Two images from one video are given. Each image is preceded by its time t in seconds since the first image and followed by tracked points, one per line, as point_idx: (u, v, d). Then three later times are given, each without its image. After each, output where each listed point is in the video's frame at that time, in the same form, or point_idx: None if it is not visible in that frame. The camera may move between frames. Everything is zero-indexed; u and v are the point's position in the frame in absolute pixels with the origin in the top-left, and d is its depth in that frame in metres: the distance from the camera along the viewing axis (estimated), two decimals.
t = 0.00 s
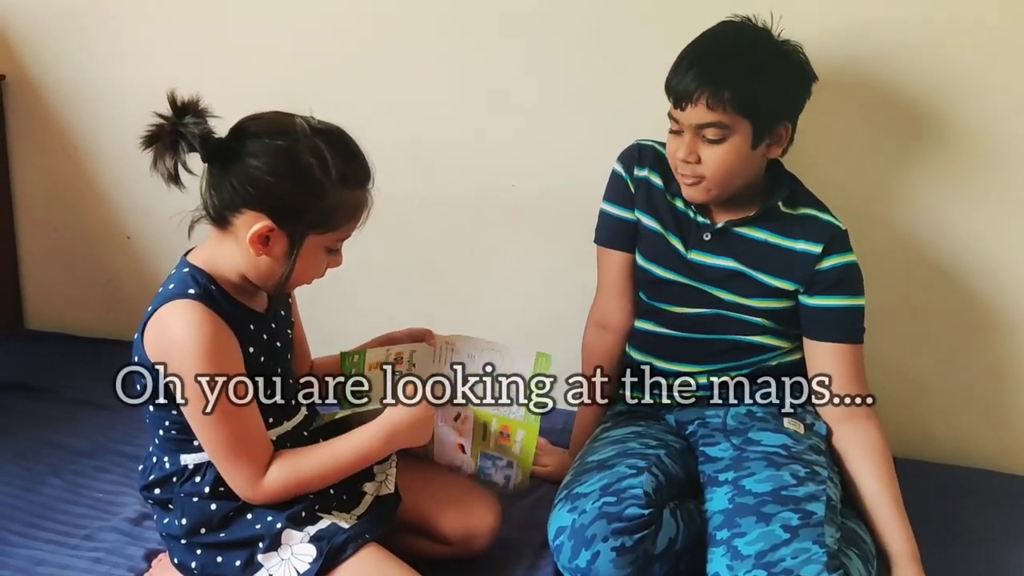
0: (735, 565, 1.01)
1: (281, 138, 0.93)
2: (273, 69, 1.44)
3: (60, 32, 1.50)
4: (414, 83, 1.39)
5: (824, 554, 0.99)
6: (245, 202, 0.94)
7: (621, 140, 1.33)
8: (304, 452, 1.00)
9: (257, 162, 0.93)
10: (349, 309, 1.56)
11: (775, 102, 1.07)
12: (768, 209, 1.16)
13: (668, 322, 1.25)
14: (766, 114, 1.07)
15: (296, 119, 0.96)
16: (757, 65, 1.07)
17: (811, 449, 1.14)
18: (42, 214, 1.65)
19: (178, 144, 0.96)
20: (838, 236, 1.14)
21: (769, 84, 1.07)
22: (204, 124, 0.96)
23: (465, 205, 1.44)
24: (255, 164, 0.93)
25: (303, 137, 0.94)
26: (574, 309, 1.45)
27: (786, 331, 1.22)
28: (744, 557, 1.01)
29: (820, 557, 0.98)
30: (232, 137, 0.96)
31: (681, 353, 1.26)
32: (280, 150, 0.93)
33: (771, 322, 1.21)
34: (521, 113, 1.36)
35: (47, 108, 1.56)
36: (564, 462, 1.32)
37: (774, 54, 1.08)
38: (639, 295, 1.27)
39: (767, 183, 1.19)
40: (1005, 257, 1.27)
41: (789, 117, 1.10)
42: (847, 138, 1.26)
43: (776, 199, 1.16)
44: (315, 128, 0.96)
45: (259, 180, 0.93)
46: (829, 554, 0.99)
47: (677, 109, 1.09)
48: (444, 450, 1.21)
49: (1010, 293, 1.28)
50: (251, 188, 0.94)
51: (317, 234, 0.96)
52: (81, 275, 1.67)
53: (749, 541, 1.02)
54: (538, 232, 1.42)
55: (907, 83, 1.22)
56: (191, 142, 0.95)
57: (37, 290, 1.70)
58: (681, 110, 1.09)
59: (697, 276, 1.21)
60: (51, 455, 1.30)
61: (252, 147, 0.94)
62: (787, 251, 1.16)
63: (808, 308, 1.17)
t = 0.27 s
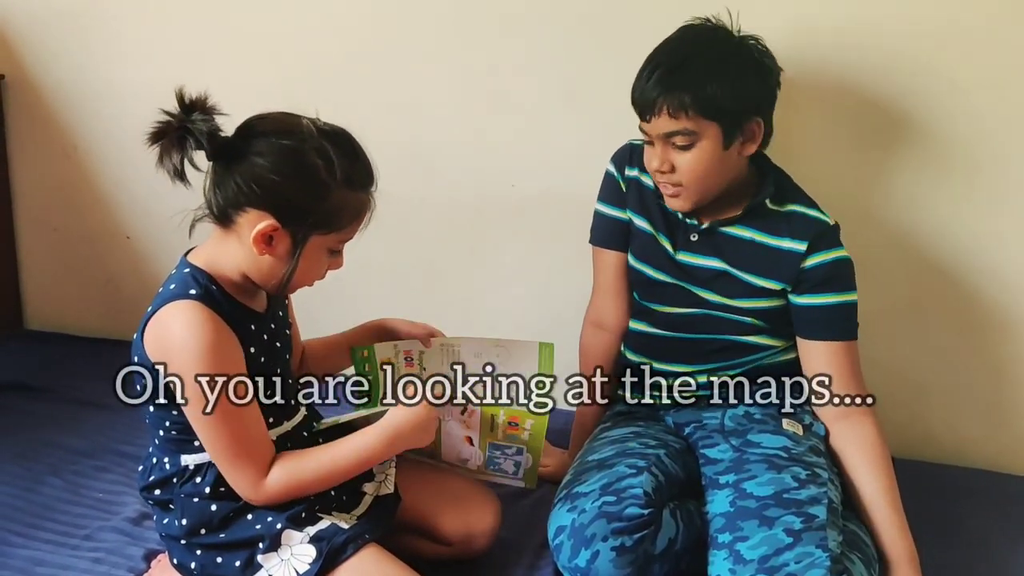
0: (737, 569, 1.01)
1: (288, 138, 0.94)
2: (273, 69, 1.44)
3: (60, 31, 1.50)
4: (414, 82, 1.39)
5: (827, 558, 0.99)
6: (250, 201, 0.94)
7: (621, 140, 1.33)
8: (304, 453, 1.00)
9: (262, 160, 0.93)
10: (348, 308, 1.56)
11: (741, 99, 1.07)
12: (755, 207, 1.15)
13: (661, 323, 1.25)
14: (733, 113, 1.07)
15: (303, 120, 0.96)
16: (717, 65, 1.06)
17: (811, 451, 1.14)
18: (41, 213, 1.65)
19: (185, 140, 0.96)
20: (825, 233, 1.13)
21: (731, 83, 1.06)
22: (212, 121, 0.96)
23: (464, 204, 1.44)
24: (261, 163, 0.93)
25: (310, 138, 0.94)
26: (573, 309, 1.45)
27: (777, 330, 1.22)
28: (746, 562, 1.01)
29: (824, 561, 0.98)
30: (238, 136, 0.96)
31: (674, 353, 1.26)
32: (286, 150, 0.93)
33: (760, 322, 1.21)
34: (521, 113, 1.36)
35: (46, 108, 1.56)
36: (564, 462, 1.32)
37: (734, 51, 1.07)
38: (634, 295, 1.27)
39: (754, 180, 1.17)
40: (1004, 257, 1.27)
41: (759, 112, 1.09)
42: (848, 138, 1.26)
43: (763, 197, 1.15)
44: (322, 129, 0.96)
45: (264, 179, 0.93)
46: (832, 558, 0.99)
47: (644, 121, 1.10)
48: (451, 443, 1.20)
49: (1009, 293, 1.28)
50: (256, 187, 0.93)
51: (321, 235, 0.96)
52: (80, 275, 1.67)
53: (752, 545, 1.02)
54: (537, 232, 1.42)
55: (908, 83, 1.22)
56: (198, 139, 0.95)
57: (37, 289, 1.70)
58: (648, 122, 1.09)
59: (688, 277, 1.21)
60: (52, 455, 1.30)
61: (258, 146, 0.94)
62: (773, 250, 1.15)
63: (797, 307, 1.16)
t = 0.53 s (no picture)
0: (731, 569, 1.01)
1: (291, 132, 0.94)
2: (272, 69, 1.44)
3: (59, 32, 1.50)
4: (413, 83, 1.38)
5: (820, 555, 0.99)
6: (251, 195, 0.94)
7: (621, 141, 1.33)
8: (296, 453, 0.98)
9: (266, 153, 0.93)
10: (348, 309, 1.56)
11: (700, 113, 1.06)
12: (739, 208, 1.14)
13: (654, 324, 1.25)
14: (693, 127, 1.06)
15: (306, 115, 0.96)
16: (672, 83, 1.05)
17: (807, 449, 1.14)
18: (40, 213, 1.64)
19: (189, 134, 0.96)
20: (807, 231, 1.12)
21: (687, 98, 1.05)
22: (215, 114, 0.96)
23: (464, 204, 1.44)
24: (264, 156, 0.93)
25: (312, 131, 0.95)
26: (573, 309, 1.45)
27: (768, 332, 1.21)
28: (740, 561, 1.01)
29: (817, 558, 0.98)
30: (240, 131, 0.96)
31: (666, 354, 1.26)
32: (289, 143, 0.93)
33: (750, 323, 1.20)
34: (520, 113, 1.36)
35: (45, 108, 1.56)
36: (564, 463, 1.31)
37: (687, 66, 1.06)
38: (627, 296, 1.27)
39: (741, 181, 1.17)
40: (1003, 257, 1.26)
41: (722, 121, 1.08)
42: (846, 137, 1.26)
43: (746, 198, 1.14)
44: (324, 123, 0.96)
45: (266, 171, 0.93)
46: (826, 555, 0.99)
47: (608, 145, 1.10)
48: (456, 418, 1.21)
49: (1008, 293, 1.28)
50: (259, 179, 0.93)
51: (324, 227, 0.96)
52: (80, 274, 1.67)
53: (745, 544, 1.02)
54: (537, 232, 1.42)
55: (906, 84, 1.21)
56: (202, 132, 0.95)
57: (36, 289, 1.70)
58: (611, 146, 1.09)
59: (675, 280, 1.21)
60: (50, 456, 1.30)
61: (261, 140, 0.94)
62: (757, 252, 1.14)
63: (784, 308, 1.15)
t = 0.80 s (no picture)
0: (731, 568, 1.01)
1: (281, 123, 0.94)
2: (273, 70, 1.44)
3: (59, 32, 1.50)
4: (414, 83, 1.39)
5: (820, 553, 0.99)
6: (246, 189, 0.94)
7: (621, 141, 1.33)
8: (294, 449, 0.94)
9: (258, 146, 0.93)
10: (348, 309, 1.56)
11: (697, 116, 1.06)
12: (739, 208, 1.14)
13: (655, 323, 1.25)
14: (689, 130, 1.06)
15: (294, 105, 0.96)
16: (669, 85, 1.05)
17: (808, 448, 1.15)
18: (40, 213, 1.64)
19: (179, 132, 0.95)
20: (806, 231, 1.12)
21: (683, 101, 1.05)
22: (204, 111, 0.96)
23: (464, 204, 1.44)
24: (257, 148, 0.93)
25: (302, 122, 0.95)
26: (573, 309, 1.45)
27: (769, 331, 1.21)
28: (740, 560, 1.01)
29: (818, 557, 0.98)
30: (231, 125, 0.95)
31: (666, 353, 1.26)
32: (280, 133, 0.93)
33: (750, 323, 1.20)
34: (520, 113, 1.36)
35: (45, 108, 1.56)
36: (564, 463, 1.31)
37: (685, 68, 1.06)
38: (627, 296, 1.28)
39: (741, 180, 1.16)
40: (1004, 257, 1.27)
41: (718, 124, 1.08)
42: (843, 137, 1.26)
43: (745, 199, 1.14)
44: (312, 113, 0.96)
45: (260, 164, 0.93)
46: (826, 553, 0.98)
47: (604, 144, 1.10)
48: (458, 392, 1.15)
49: (1009, 293, 1.28)
50: (254, 173, 0.93)
51: (321, 216, 0.96)
52: (80, 274, 1.67)
53: (745, 543, 1.02)
54: (538, 232, 1.42)
55: (907, 84, 1.21)
56: (193, 129, 0.95)
57: (36, 289, 1.70)
58: (607, 146, 1.10)
59: (675, 280, 1.21)
60: (50, 456, 1.30)
61: (252, 133, 0.94)
62: (755, 252, 1.14)
63: (783, 308, 1.15)
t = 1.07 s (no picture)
0: (733, 567, 1.01)
1: (266, 120, 0.94)
2: (277, 69, 1.44)
3: (64, 31, 1.50)
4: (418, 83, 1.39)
5: (821, 553, 0.99)
6: (238, 188, 0.94)
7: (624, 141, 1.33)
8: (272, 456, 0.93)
9: (245, 145, 0.93)
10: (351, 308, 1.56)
11: (714, 129, 1.06)
12: (748, 211, 1.14)
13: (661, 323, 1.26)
14: (704, 142, 1.06)
15: (279, 101, 0.96)
16: (690, 95, 1.05)
17: (810, 449, 1.16)
18: (44, 212, 1.65)
19: (165, 136, 0.95)
20: (816, 233, 1.12)
21: (702, 113, 1.05)
22: (189, 113, 0.96)
23: (467, 204, 1.44)
24: (245, 148, 0.93)
25: (288, 117, 0.95)
26: (576, 309, 1.45)
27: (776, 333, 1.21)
28: (741, 559, 1.01)
29: (819, 556, 0.98)
30: (218, 127, 0.96)
31: (672, 353, 1.27)
32: (266, 130, 0.93)
33: (757, 325, 1.20)
34: (523, 113, 1.36)
35: (50, 107, 1.56)
36: (565, 463, 1.32)
37: (709, 79, 1.05)
38: (633, 297, 1.28)
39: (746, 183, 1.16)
40: (1005, 258, 1.27)
41: (732, 139, 1.07)
42: (841, 141, 1.27)
43: (755, 202, 1.14)
44: (299, 107, 0.96)
45: (250, 163, 0.93)
46: (827, 553, 0.99)
47: (616, 141, 1.10)
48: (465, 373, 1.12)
49: (1011, 294, 1.28)
50: (244, 172, 0.93)
51: (313, 211, 0.96)
52: (83, 273, 1.67)
53: (746, 542, 1.03)
54: (540, 232, 1.42)
55: (911, 86, 1.22)
56: (178, 132, 0.95)
57: (39, 288, 1.70)
58: (619, 143, 1.09)
59: (681, 280, 1.21)
60: (53, 454, 1.30)
61: (238, 132, 0.94)
62: (763, 254, 1.14)
63: (791, 309, 1.15)
